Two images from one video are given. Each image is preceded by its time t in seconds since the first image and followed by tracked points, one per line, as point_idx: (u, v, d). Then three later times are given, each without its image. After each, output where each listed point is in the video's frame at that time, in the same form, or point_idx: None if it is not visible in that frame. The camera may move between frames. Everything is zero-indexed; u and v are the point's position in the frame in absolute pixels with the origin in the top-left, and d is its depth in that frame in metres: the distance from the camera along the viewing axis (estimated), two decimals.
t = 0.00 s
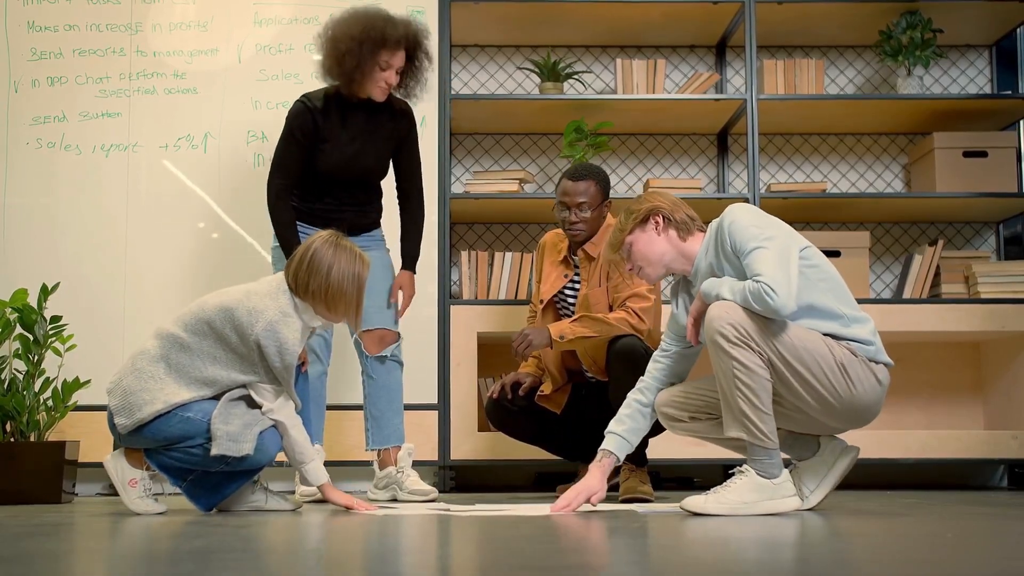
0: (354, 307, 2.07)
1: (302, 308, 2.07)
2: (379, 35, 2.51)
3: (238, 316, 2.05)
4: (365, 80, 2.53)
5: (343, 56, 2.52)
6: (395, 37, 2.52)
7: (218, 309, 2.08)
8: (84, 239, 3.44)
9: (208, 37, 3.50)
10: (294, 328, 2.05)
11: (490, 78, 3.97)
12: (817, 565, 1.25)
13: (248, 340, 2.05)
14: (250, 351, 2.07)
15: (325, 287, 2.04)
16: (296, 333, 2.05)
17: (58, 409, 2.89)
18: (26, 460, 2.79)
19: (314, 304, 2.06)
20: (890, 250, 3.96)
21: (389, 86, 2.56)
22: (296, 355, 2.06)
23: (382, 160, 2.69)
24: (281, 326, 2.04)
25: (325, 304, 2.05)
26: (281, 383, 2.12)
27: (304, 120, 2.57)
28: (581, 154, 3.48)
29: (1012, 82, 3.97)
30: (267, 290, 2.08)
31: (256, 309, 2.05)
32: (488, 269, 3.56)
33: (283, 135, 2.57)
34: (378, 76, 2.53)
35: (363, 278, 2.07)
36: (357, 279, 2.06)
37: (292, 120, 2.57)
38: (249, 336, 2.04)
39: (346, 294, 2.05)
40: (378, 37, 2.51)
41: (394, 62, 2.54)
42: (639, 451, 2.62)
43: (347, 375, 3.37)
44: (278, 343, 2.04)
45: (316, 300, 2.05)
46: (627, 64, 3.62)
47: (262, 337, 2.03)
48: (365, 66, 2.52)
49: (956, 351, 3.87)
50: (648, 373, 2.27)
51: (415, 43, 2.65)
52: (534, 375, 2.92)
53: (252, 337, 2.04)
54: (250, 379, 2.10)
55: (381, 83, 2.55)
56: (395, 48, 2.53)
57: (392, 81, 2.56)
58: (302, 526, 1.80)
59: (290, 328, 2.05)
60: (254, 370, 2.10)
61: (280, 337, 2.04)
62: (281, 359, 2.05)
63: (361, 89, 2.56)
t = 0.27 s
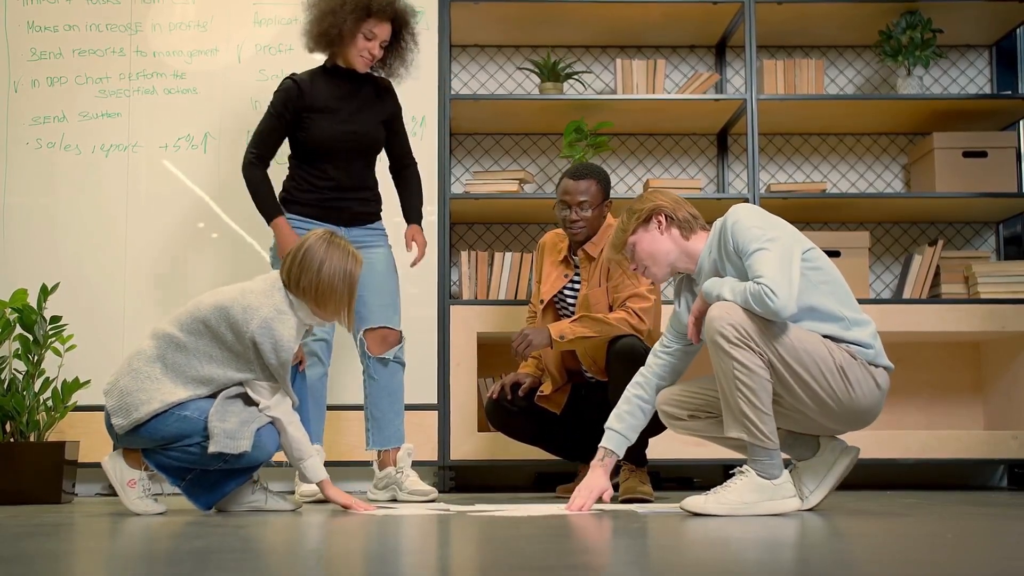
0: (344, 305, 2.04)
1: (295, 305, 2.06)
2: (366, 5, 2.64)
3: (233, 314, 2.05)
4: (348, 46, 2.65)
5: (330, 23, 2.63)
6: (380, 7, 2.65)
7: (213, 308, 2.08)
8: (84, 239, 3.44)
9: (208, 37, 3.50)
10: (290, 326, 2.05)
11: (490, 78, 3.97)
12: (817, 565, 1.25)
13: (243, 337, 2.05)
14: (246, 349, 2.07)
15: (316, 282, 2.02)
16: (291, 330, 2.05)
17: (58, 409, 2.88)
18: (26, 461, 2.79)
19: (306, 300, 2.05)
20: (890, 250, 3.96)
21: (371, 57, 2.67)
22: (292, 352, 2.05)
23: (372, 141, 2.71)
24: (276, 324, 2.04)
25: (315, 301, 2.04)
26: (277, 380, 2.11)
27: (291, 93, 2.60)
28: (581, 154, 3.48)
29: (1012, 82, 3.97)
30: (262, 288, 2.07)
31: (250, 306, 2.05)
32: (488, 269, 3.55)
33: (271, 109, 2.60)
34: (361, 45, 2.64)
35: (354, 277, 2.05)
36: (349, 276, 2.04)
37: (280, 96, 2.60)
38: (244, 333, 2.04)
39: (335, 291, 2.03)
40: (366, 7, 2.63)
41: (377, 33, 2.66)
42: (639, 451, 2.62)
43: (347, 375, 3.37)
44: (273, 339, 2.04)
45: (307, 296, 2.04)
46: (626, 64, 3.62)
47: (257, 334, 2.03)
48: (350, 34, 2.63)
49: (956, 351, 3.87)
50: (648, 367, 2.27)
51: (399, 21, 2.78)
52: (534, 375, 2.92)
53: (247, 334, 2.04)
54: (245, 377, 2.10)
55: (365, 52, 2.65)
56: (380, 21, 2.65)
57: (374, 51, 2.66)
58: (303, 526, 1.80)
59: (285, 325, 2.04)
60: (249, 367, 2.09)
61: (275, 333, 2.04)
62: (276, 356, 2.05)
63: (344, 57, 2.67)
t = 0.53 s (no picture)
0: (331, 303, 2.05)
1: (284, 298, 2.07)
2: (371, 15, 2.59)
3: (228, 311, 2.06)
4: (346, 52, 2.61)
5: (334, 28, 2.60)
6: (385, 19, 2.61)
7: (208, 306, 2.08)
8: (84, 239, 3.44)
9: (208, 37, 3.50)
10: (284, 322, 2.05)
11: (491, 78, 3.97)
12: (818, 565, 1.25)
13: (238, 333, 2.05)
14: (241, 345, 2.07)
15: (306, 277, 2.03)
16: (285, 326, 2.04)
17: (58, 409, 2.88)
18: (26, 461, 2.79)
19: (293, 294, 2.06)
20: (890, 250, 3.96)
21: (366, 65, 2.62)
22: (286, 348, 2.05)
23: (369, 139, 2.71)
24: (271, 320, 2.04)
25: (302, 295, 2.04)
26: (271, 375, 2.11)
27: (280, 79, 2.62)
28: (581, 154, 3.48)
29: (1013, 82, 3.97)
30: (256, 285, 2.08)
31: (244, 303, 2.05)
32: (488, 269, 3.55)
33: (257, 86, 2.64)
34: (359, 52, 2.60)
35: (344, 275, 2.06)
36: (338, 273, 2.04)
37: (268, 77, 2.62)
38: (239, 330, 2.04)
39: (324, 288, 2.03)
40: (369, 16, 2.59)
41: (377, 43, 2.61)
42: (640, 451, 2.63)
43: (347, 375, 3.37)
44: (267, 335, 2.04)
45: (295, 290, 2.05)
46: (627, 64, 3.62)
47: (251, 330, 2.03)
48: (350, 41, 2.59)
49: (956, 351, 3.87)
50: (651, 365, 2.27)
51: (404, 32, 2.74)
52: (534, 375, 2.93)
53: (242, 331, 2.04)
54: (242, 373, 2.10)
55: (360, 59, 2.61)
56: (381, 33, 2.61)
57: (370, 59, 2.62)
58: (303, 527, 1.80)
59: (279, 321, 2.04)
60: (246, 364, 2.10)
61: (269, 329, 2.03)
62: (271, 353, 2.04)
63: (340, 62, 2.64)
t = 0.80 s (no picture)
0: (315, 303, 2.04)
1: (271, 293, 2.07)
2: (378, 22, 2.58)
3: (216, 306, 2.05)
4: (351, 58, 2.60)
5: (337, 32, 2.57)
6: (393, 28, 2.61)
7: (196, 302, 2.08)
8: (84, 240, 3.44)
9: (208, 37, 3.50)
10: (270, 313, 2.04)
11: (490, 78, 3.97)
12: (818, 565, 1.25)
13: (226, 325, 2.05)
14: (230, 338, 2.07)
15: (292, 275, 2.02)
16: (272, 317, 2.04)
17: (58, 409, 2.88)
18: (26, 461, 2.79)
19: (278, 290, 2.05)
20: (890, 250, 3.96)
21: (370, 71, 2.63)
22: (273, 340, 2.04)
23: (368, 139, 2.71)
24: (258, 311, 2.03)
25: (285, 291, 2.04)
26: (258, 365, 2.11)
27: (286, 82, 2.61)
28: (581, 154, 3.48)
29: (1012, 82, 3.97)
30: (245, 281, 2.08)
31: (233, 297, 2.05)
32: (487, 269, 3.55)
33: (262, 89, 2.62)
34: (366, 59, 2.60)
35: (330, 274, 2.05)
36: (322, 272, 2.03)
37: (273, 80, 2.61)
38: (227, 322, 2.04)
39: (309, 288, 2.03)
40: (377, 23, 2.58)
41: (382, 49, 2.62)
42: (639, 450, 2.63)
43: (347, 375, 3.37)
44: (255, 326, 2.03)
45: (279, 286, 2.04)
46: (627, 64, 3.62)
47: (239, 321, 2.03)
48: (356, 47, 2.58)
49: (956, 351, 3.87)
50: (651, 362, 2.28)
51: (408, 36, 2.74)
52: (532, 376, 2.93)
53: (230, 323, 2.04)
54: (233, 366, 2.10)
55: (365, 64, 2.61)
56: (388, 40, 2.62)
57: (375, 65, 2.63)
58: (303, 527, 1.80)
59: (266, 313, 2.04)
60: (237, 358, 2.10)
61: (257, 321, 2.03)
62: (258, 344, 2.04)
63: (344, 65, 2.63)
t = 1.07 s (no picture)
0: (294, 301, 2.04)
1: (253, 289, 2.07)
2: (379, 25, 2.59)
3: (202, 306, 2.05)
4: (352, 61, 2.60)
5: (338, 34, 2.57)
6: (394, 31, 2.61)
7: (181, 303, 2.08)
8: (82, 239, 3.44)
9: (207, 37, 3.50)
10: (257, 311, 2.04)
11: (489, 78, 3.97)
12: (818, 565, 1.25)
13: (212, 324, 2.04)
14: (216, 337, 2.07)
15: (270, 273, 2.02)
16: (259, 314, 2.04)
17: (57, 409, 2.88)
18: (25, 461, 2.79)
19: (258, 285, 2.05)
20: (889, 250, 3.97)
21: (370, 73, 2.63)
22: (259, 337, 2.04)
23: (367, 139, 2.71)
24: (243, 310, 2.03)
25: (266, 288, 2.04)
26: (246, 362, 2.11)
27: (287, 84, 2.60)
28: (580, 154, 3.48)
29: (1011, 82, 3.97)
30: (231, 279, 2.08)
31: (218, 295, 2.04)
32: (487, 269, 3.55)
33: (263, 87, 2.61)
34: (366, 61, 2.60)
35: (309, 273, 2.04)
36: (302, 270, 2.03)
37: (274, 79, 2.60)
38: (213, 321, 2.03)
39: (287, 286, 2.02)
40: (379, 26, 2.58)
41: (383, 52, 2.62)
42: (638, 450, 2.62)
43: (346, 375, 3.37)
44: (241, 325, 2.02)
45: (260, 282, 2.04)
46: (626, 64, 3.62)
47: (224, 320, 2.02)
48: (357, 49, 2.58)
49: (955, 350, 3.87)
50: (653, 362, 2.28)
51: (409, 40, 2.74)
52: (531, 376, 2.93)
53: (215, 322, 2.03)
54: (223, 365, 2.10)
55: (366, 66, 2.61)
56: (388, 43, 2.62)
57: (375, 68, 2.63)
58: (303, 527, 1.80)
59: (253, 311, 2.04)
60: (225, 356, 2.10)
61: (242, 319, 2.02)
62: (245, 341, 2.03)
63: (344, 67, 2.62)
